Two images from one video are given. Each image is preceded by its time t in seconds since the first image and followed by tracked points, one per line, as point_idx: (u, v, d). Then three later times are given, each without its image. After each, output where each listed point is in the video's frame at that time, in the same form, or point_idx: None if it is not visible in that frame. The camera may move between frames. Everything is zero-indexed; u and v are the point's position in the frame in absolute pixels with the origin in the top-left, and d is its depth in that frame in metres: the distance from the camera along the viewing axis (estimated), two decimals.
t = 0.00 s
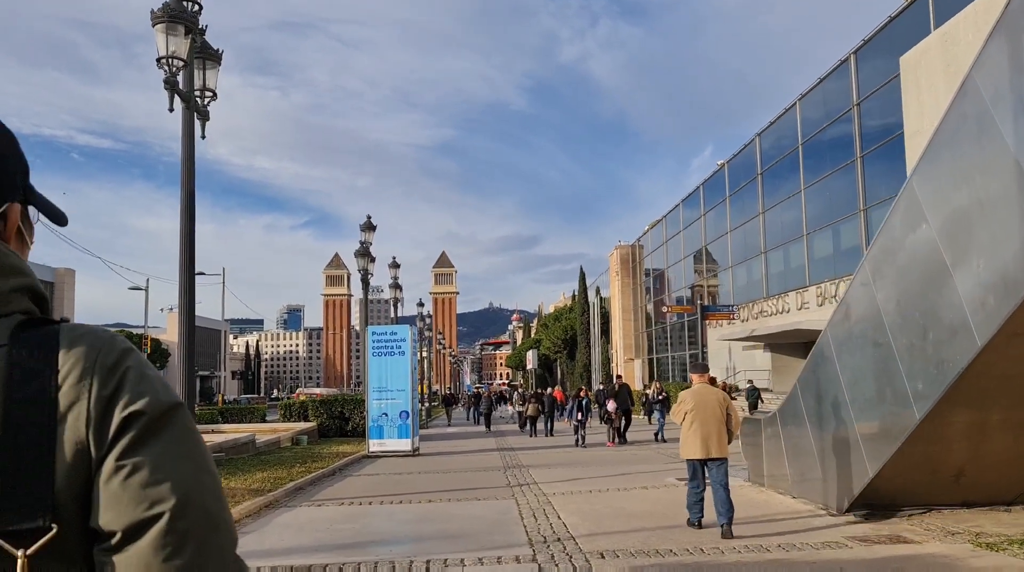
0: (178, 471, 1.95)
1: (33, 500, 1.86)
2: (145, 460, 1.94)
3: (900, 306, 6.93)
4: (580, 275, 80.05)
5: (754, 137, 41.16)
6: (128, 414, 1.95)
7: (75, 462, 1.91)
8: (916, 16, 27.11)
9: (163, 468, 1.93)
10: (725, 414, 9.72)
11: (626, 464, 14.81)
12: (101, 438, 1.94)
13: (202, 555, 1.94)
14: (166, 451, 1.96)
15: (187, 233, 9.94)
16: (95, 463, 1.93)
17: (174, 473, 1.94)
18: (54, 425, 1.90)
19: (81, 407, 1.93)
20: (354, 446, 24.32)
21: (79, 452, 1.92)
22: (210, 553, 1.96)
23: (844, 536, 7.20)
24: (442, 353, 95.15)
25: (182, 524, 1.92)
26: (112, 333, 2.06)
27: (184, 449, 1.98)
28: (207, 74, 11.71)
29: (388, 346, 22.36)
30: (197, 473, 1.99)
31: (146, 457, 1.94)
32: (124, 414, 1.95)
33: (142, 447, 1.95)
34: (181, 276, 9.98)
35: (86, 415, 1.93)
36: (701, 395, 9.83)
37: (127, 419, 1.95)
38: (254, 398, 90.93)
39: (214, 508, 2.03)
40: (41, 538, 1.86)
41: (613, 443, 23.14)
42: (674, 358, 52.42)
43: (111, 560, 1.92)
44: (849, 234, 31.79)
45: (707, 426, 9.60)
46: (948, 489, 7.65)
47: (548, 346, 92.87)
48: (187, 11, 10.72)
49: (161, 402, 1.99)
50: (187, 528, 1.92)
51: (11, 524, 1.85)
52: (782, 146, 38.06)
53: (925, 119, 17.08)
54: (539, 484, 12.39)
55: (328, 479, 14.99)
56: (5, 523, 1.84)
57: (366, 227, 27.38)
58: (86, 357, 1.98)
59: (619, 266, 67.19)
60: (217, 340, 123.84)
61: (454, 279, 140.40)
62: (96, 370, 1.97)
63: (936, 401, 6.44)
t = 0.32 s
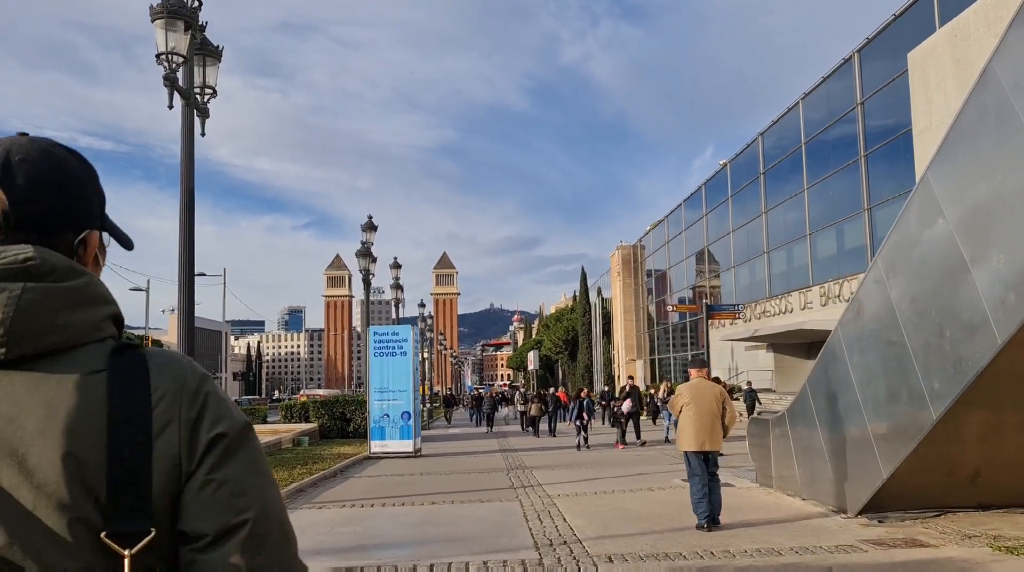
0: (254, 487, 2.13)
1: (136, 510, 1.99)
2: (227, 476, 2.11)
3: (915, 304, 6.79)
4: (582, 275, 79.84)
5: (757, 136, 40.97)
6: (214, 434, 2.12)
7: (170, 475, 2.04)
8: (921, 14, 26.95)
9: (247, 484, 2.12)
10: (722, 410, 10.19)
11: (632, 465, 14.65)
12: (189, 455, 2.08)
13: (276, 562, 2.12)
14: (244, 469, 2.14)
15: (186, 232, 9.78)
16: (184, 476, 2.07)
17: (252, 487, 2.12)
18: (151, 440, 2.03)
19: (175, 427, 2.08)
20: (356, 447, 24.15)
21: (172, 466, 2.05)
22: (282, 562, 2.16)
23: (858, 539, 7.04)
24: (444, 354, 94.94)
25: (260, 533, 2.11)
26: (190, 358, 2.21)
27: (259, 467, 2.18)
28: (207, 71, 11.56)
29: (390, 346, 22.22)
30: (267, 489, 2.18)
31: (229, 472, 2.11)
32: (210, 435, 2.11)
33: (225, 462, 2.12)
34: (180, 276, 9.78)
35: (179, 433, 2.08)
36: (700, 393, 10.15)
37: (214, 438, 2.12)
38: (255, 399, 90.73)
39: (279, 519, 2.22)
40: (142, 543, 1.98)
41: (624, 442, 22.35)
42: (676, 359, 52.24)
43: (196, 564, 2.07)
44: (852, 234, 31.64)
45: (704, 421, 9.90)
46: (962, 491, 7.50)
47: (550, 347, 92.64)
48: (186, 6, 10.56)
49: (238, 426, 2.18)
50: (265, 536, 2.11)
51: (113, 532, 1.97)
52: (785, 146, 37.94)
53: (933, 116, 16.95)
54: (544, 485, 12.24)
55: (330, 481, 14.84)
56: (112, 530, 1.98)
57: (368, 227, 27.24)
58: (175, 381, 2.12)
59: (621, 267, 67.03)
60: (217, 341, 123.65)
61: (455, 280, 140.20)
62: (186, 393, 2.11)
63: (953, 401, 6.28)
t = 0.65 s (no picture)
0: (265, 473, 2.18)
1: (159, 495, 2.03)
2: (241, 463, 2.15)
3: (936, 307, 6.57)
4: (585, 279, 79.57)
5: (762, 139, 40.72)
6: (227, 423, 2.16)
7: (188, 465, 2.09)
8: (928, 16, 26.71)
9: (259, 469, 2.16)
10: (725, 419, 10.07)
11: (639, 472, 14.40)
12: (206, 443, 2.12)
13: (288, 545, 2.15)
14: (254, 458, 2.18)
15: (184, 233, 9.58)
16: (200, 464, 2.11)
17: (264, 472, 2.17)
18: (171, 431, 2.09)
19: (191, 419, 2.12)
20: (358, 452, 23.91)
21: (191, 454, 2.10)
22: (293, 546, 2.17)
23: (876, 551, 6.79)
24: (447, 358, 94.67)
25: (273, 517, 2.14)
26: (198, 356, 2.26)
27: (268, 455, 2.22)
28: (207, 70, 11.38)
29: (393, 350, 22.03)
30: (276, 475, 2.22)
31: (242, 460, 2.15)
32: (223, 424, 2.16)
33: (238, 451, 2.16)
34: (178, 278, 9.58)
35: (195, 424, 2.12)
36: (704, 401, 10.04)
37: (228, 427, 2.16)
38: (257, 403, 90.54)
39: (289, 507, 2.25)
40: (175, 527, 2.03)
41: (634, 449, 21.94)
42: (680, 363, 51.96)
43: (212, 550, 2.08)
44: (859, 238, 31.35)
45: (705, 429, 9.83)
46: (984, 499, 7.25)
47: (553, 351, 92.40)
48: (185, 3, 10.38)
49: (246, 417, 2.22)
50: (278, 519, 2.14)
51: (149, 517, 2.02)
52: (790, 149, 37.71)
53: (946, 116, 16.73)
54: (549, 492, 11.99)
55: (332, 487, 14.61)
56: (149, 516, 2.02)
57: (371, 229, 27.07)
58: (188, 376, 2.17)
59: (625, 270, 66.80)
60: (220, 345, 123.57)
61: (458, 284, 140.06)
62: (201, 386, 2.16)
63: (980, 407, 6.03)
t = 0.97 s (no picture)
0: (242, 472, 2.30)
1: (140, 496, 2.19)
2: (219, 464, 2.28)
3: (961, 303, 6.40)
4: (588, 280, 79.33)
5: (766, 139, 40.47)
6: (206, 426, 2.29)
7: (168, 467, 2.23)
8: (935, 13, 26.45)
9: (236, 470, 2.29)
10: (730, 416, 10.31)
11: (647, 473, 14.20)
12: (184, 448, 2.26)
13: (267, 539, 2.27)
14: (233, 458, 2.31)
15: (185, 231, 9.39)
16: (181, 466, 2.25)
17: (242, 473, 2.30)
18: (150, 437, 2.23)
19: (169, 423, 2.26)
20: (360, 454, 23.69)
21: (170, 459, 2.24)
22: (272, 539, 2.29)
23: (899, 556, 6.60)
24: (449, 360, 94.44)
25: (248, 514, 2.25)
26: (182, 360, 2.41)
27: (248, 455, 2.35)
28: (209, 65, 11.23)
29: (397, 351, 21.83)
30: (255, 474, 2.34)
31: (220, 461, 2.28)
32: (201, 429, 2.28)
33: (217, 453, 2.29)
34: (179, 277, 9.39)
35: (174, 429, 2.26)
36: (706, 399, 10.32)
37: (206, 430, 2.29)
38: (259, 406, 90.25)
39: (270, 502, 2.36)
40: (147, 527, 2.18)
41: (646, 450, 21.71)
42: (684, 364, 51.72)
43: (194, 544, 2.24)
44: (865, 238, 31.10)
45: (711, 427, 10.08)
46: (1008, 502, 7.05)
47: (556, 352, 92.18)
48: None
49: (227, 419, 2.35)
50: (254, 517, 2.25)
51: (123, 518, 2.17)
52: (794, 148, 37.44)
53: (960, 112, 16.54)
54: (556, 494, 11.80)
55: (336, 489, 14.43)
56: (120, 516, 2.18)
57: (374, 229, 26.87)
58: (169, 381, 2.32)
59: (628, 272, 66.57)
60: (222, 346, 123.34)
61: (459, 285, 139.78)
62: (180, 391, 2.30)
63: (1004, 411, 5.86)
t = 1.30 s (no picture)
0: (279, 469, 2.44)
1: (185, 486, 2.32)
2: (257, 459, 2.41)
3: (985, 293, 6.29)
4: (588, 275, 79.09)
5: (768, 133, 40.16)
6: (247, 424, 2.43)
7: (211, 459, 2.37)
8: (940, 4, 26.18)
9: (274, 467, 2.42)
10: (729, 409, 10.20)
11: (655, 470, 13.99)
12: (226, 442, 2.40)
13: (299, 532, 2.40)
14: (272, 455, 2.45)
15: (184, 226, 9.17)
16: (222, 459, 2.39)
17: (278, 468, 2.43)
18: (194, 431, 2.36)
19: (213, 420, 2.40)
20: (362, 451, 23.50)
21: (212, 451, 2.38)
22: (303, 532, 2.42)
23: (923, 555, 6.41)
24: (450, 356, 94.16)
25: (283, 508, 2.39)
26: (226, 365, 2.56)
27: (284, 453, 2.49)
28: (208, 56, 11.02)
29: (399, 347, 21.60)
30: (292, 472, 2.48)
31: (258, 456, 2.42)
32: (242, 426, 2.42)
33: (256, 449, 2.43)
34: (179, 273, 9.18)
35: (217, 425, 2.40)
36: (705, 393, 10.17)
37: (246, 428, 2.43)
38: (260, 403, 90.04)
39: (302, 499, 2.49)
40: (189, 514, 2.32)
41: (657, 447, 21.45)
42: (685, 360, 51.54)
43: (230, 535, 2.36)
44: (869, 231, 30.89)
45: (712, 421, 9.95)
46: None
47: (557, 347, 91.93)
48: None
49: (267, 418, 2.49)
50: (288, 511, 2.38)
51: (167, 505, 2.31)
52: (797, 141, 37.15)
53: (972, 101, 16.31)
54: (563, 492, 11.61)
55: (339, 488, 14.25)
56: (165, 503, 2.31)
57: (375, 224, 26.63)
58: (216, 380, 2.47)
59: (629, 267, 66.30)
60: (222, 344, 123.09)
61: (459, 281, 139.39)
62: (226, 390, 2.45)
63: None
